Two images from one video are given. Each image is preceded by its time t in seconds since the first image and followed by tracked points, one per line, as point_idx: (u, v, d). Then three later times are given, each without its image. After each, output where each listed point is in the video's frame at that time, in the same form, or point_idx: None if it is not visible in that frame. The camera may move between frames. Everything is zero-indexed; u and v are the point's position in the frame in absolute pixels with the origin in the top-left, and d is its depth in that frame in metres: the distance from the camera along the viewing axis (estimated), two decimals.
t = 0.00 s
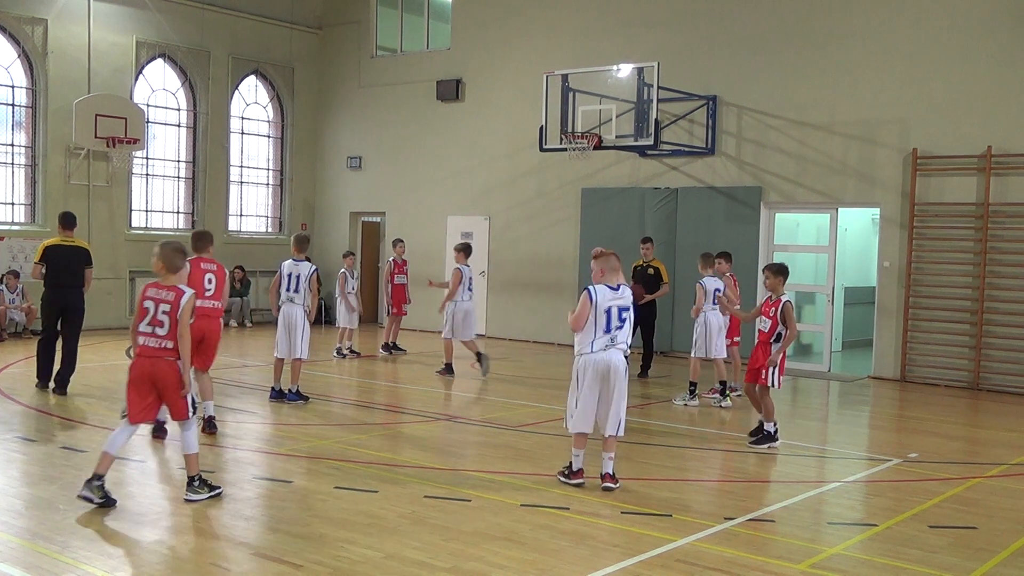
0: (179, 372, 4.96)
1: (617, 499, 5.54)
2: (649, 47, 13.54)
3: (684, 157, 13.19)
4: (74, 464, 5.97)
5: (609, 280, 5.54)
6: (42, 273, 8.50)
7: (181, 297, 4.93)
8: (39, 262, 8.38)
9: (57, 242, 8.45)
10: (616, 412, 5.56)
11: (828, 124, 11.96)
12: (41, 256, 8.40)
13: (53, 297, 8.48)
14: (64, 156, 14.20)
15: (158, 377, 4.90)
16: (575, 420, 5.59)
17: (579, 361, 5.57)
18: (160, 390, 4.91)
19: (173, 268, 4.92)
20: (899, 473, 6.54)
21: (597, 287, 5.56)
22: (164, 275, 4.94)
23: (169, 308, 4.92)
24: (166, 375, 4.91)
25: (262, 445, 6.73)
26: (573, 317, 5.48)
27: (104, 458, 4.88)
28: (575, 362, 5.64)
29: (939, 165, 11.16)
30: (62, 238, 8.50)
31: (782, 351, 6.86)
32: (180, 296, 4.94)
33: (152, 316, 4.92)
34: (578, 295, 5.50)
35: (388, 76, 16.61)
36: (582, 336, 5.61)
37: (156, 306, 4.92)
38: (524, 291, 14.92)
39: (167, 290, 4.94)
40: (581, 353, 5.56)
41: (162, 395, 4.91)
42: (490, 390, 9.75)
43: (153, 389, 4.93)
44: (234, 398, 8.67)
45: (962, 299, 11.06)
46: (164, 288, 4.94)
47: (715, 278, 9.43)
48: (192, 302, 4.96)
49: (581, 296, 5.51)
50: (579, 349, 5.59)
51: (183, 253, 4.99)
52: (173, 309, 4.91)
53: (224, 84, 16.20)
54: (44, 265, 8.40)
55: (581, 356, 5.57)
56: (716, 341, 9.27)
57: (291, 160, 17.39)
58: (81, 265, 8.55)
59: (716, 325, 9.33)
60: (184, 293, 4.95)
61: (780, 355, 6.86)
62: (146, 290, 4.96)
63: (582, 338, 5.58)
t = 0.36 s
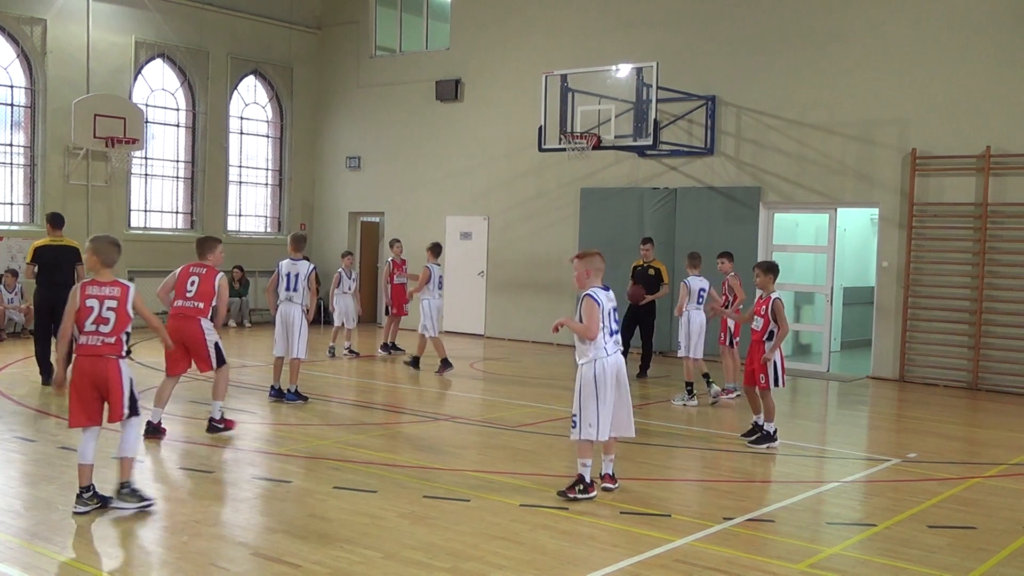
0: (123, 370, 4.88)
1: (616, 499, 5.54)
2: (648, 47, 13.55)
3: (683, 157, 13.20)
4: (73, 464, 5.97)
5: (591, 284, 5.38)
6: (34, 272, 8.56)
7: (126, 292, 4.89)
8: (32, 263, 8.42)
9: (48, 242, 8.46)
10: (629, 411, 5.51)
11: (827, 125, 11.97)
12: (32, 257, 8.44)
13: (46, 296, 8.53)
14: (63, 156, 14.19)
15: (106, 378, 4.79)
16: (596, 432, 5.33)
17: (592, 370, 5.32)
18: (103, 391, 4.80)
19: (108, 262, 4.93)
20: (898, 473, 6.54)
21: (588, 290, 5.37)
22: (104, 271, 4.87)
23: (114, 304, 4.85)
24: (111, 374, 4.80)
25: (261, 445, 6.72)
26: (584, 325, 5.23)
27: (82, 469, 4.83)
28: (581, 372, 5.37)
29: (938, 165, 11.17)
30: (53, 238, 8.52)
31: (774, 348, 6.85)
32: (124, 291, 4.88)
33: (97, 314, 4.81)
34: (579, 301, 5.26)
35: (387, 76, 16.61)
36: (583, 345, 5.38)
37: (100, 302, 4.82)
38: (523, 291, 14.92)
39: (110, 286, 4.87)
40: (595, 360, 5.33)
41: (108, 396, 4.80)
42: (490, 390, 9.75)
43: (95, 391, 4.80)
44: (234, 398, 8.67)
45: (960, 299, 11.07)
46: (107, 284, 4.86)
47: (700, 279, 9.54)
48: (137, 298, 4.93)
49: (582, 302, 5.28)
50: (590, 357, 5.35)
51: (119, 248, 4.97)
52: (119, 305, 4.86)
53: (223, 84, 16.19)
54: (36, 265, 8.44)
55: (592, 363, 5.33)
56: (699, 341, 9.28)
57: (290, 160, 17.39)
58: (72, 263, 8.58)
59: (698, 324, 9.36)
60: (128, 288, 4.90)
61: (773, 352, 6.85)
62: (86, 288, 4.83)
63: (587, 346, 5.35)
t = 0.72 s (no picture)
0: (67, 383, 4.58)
1: (615, 499, 5.54)
2: (648, 47, 13.55)
3: (683, 157, 13.20)
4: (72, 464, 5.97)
5: (562, 285, 5.30)
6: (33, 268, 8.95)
7: (77, 300, 4.58)
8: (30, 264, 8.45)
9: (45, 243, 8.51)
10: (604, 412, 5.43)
11: (826, 125, 11.98)
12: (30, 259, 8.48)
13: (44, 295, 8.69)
14: (62, 156, 14.19)
15: (42, 387, 4.53)
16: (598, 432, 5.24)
17: (584, 372, 5.23)
18: (44, 401, 4.53)
19: (67, 267, 4.60)
20: (897, 473, 6.54)
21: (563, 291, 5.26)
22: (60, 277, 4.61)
23: (61, 313, 4.54)
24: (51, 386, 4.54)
25: (260, 445, 6.72)
26: (571, 326, 5.11)
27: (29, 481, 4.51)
28: (572, 377, 5.24)
29: (937, 165, 11.18)
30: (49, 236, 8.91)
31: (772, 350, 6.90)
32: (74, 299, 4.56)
33: (44, 321, 4.54)
34: (564, 301, 5.12)
35: (387, 75, 16.60)
36: (569, 350, 5.27)
37: (49, 309, 4.54)
38: (522, 291, 14.92)
39: (62, 292, 4.59)
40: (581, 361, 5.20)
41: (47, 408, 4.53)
42: (489, 390, 9.75)
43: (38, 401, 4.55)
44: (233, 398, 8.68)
45: (959, 299, 11.08)
46: (59, 290, 4.58)
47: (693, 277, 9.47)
48: (89, 307, 4.61)
49: (566, 303, 5.14)
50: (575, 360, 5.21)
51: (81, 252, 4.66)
52: (66, 314, 4.55)
53: (221, 84, 16.18)
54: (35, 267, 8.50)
55: (583, 366, 5.24)
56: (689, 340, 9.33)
57: (289, 160, 17.39)
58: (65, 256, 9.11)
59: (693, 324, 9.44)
60: (80, 296, 4.60)
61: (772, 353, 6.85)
62: (41, 292, 4.59)
63: (574, 349, 5.25)
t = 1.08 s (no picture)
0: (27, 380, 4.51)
1: (615, 500, 5.54)
2: (647, 47, 13.55)
3: (682, 157, 13.20)
4: (71, 464, 5.97)
5: (511, 289, 5.11)
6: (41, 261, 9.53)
7: (36, 294, 4.52)
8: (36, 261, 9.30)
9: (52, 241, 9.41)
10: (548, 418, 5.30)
11: (825, 125, 11.98)
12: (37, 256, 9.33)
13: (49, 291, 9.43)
14: (61, 156, 14.18)
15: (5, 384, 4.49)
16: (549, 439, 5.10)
17: (540, 380, 5.04)
18: (8, 396, 4.50)
19: (28, 261, 4.58)
20: (896, 473, 6.54)
21: (513, 296, 5.07)
22: (24, 273, 4.58)
23: (22, 308, 4.49)
24: (11, 381, 4.48)
25: (258, 445, 6.72)
26: (521, 331, 4.94)
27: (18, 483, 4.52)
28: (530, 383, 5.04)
29: (936, 166, 11.18)
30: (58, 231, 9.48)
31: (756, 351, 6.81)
32: (34, 293, 4.52)
33: (5, 316, 4.50)
34: (518, 306, 4.96)
35: (386, 76, 16.59)
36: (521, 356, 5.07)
37: (10, 304, 4.51)
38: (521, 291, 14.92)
39: (23, 287, 4.53)
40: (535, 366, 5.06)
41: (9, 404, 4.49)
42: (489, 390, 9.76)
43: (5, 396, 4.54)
44: (233, 398, 8.68)
45: (957, 299, 11.09)
46: (20, 285, 4.53)
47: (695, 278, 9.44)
48: (50, 301, 4.53)
49: (516, 309, 4.99)
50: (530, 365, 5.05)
51: (46, 248, 4.65)
52: (26, 309, 4.50)
53: (220, 84, 16.18)
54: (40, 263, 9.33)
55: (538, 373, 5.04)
56: (693, 340, 9.33)
57: (289, 160, 17.39)
58: (76, 252, 9.63)
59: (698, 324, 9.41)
60: (40, 289, 4.54)
61: (756, 355, 6.80)
62: (4, 289, 4.57)
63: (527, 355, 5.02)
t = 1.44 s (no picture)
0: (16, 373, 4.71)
1: (615, 499, 5.54)
2: (646, 48, 13.56)
3: (682, 157, 13.20)
4: (71, 464, 5.97)
5: (454, 287, 4.98)
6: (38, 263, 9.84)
7: (15, 289, 4.75)
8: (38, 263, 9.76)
9: (55, 242, 9.85)
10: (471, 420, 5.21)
11: (825, 125, 11.98)
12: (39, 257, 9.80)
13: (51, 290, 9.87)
14: (61, 156, 14.18)
15: None
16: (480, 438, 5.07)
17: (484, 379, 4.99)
18: None
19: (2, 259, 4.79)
20: (896, 473, 6.54)
21: (463, 293, 4.96)
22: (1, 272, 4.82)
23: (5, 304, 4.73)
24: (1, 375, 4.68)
25: (258, 445, 6.72)
26: (481, 329, 4.86)
27: (13, 461, 4.74)
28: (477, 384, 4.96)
29: (936, 166, 11.19)
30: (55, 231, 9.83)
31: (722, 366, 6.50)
32: (14, 289, 4.76)
33: None
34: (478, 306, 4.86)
35: (386, 76, 16.59)
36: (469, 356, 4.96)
37: None
38: (521, 291, 14.92)
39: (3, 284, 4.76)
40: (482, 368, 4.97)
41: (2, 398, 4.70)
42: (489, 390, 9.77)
43: None
44: (233, 398, 8.68)
45: (957, 299, 11.09)
46: None
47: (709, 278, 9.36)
48: (29, 295, 4.78)
49: (474, 307, 4.89)
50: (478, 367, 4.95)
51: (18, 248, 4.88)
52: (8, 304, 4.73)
53: (220, 84, 16.18)
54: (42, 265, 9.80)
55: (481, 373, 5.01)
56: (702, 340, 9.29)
57: (289, 160, 17.39)
58: (73, 250, 9.98)
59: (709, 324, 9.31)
60: (19, 285, 4.77)
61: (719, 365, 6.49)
62: None
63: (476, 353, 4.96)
